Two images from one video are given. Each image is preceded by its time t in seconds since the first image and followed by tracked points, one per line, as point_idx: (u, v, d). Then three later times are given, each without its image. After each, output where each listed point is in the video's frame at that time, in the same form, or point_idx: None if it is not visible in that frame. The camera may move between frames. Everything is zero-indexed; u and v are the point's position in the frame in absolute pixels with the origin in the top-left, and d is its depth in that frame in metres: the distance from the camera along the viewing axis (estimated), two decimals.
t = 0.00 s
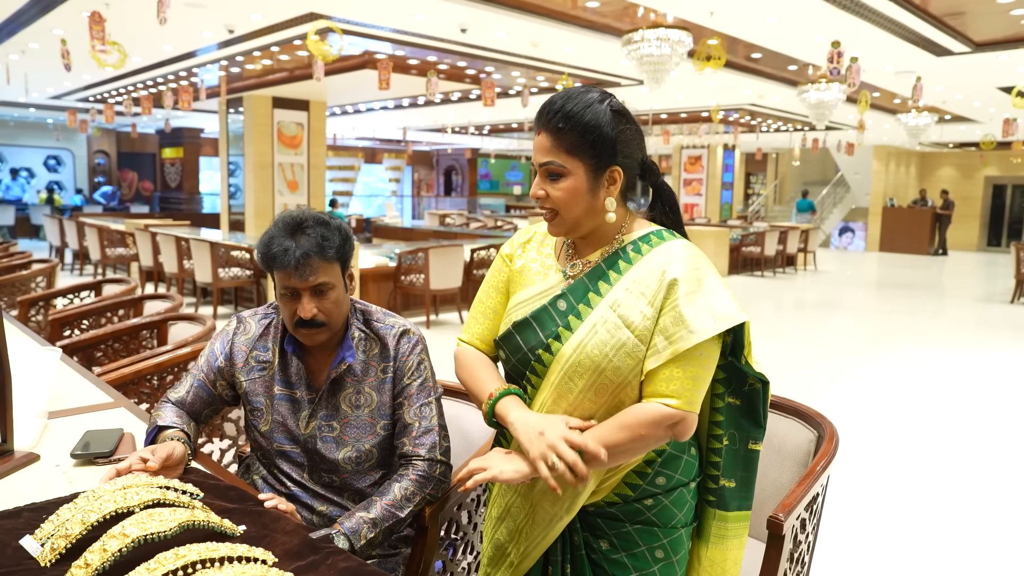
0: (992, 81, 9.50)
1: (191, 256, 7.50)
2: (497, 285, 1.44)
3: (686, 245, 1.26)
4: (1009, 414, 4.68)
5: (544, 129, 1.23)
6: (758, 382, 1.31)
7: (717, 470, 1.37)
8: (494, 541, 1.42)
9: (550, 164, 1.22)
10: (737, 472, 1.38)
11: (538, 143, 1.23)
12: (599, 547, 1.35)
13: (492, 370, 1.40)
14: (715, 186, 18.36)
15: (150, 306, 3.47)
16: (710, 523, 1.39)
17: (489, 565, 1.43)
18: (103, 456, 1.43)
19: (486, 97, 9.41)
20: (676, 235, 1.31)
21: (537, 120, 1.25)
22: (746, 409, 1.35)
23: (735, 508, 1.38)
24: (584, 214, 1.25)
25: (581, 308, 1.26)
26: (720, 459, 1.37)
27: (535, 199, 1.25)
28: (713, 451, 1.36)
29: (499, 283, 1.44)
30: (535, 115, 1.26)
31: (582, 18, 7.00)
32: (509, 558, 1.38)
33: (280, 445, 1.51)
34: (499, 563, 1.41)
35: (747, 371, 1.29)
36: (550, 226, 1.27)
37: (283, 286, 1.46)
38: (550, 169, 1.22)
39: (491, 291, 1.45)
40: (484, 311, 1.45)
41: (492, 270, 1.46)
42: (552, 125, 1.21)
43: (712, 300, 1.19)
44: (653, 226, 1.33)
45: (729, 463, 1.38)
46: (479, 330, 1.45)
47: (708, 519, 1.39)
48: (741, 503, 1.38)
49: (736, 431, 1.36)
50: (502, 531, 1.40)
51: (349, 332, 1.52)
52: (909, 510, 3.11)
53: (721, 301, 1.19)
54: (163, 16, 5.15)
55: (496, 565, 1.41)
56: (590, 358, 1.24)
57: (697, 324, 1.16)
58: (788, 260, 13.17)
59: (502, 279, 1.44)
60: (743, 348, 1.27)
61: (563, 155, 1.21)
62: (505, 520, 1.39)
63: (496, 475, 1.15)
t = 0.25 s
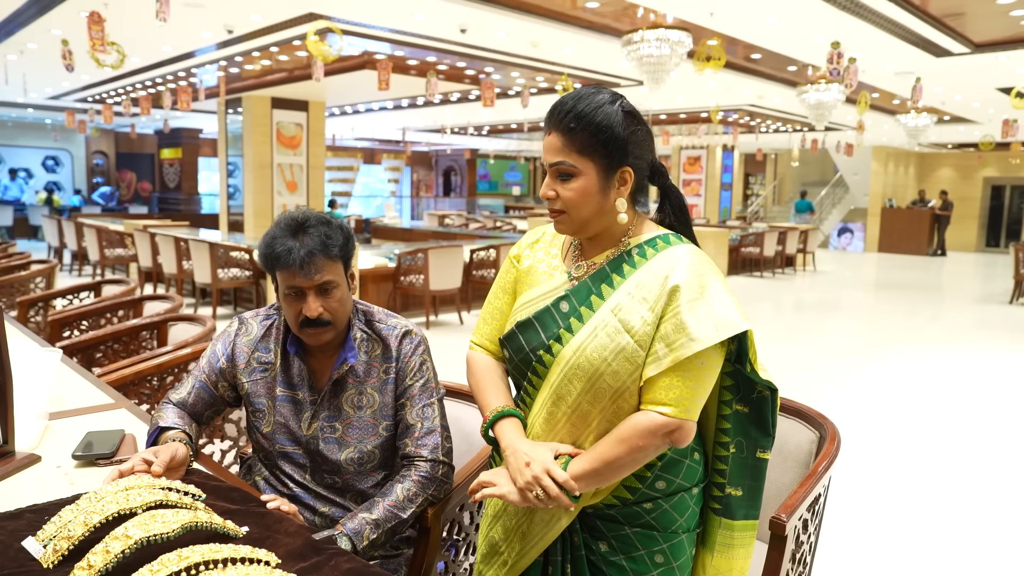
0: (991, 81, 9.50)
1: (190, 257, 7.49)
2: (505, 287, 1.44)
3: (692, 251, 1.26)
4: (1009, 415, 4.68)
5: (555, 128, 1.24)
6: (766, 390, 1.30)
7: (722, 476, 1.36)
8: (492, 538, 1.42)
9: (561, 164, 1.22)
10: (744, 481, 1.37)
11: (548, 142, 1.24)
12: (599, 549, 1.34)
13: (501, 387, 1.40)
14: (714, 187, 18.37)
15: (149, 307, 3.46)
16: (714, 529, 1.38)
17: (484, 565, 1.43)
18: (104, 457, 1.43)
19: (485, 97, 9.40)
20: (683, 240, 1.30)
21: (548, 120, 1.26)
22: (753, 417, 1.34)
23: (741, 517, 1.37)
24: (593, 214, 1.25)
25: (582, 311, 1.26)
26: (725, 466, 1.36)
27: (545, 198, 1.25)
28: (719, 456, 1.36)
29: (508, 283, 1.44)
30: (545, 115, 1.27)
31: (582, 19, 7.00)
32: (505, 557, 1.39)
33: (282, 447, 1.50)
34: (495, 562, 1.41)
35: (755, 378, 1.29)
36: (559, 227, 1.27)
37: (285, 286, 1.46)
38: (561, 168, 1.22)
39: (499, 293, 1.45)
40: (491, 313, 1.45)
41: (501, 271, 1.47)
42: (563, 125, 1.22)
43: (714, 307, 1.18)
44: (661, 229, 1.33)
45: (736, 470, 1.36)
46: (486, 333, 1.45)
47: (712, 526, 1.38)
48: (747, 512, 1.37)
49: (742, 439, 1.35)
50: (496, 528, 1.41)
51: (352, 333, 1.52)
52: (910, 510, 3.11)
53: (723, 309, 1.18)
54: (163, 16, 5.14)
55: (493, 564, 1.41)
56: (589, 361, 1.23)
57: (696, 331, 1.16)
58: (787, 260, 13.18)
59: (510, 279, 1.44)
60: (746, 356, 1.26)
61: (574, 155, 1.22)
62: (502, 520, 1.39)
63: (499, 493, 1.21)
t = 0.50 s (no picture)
0: (992, 79, 9.49)
1: (190, 256, 7.49)
2: (503, 289, 1.44)
3: (689, 248, 1.26)
4: (1009, 414, 4.68)
5: (548, 126, 1.24)
6: (766, 385, 1.30)
7: (721, 475, 1.36)
8: (493, 538, 1.42)
9: (555, 161, 1.23)
10: (743, 479, 1.37)
11: (542, 140, 1.24)
12: (599, 549, 1.34)
13: (503, 396, 1.41)
14: (713, 186, 18.37)
15: (150, 307, 3.47)
16: (713, 528, 1.38)
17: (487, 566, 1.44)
18: (105, 456, 1.43)
19: (485, 96, 9.40)
20: (680, 237, 1.30)
21: (541, 118, 1.26)
22: (752, 415, 1.34)
23: (740, 516, 1.37)
24: (587, 212, 1.25)
25: (580, 311, 1.26)
26: (723, 465, 1.37)
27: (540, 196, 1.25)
28: (718, 455, 1.36)
29: (505, 286, 1.44)
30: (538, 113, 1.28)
31: (581, 17, 6.99)
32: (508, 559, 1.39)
33: (283, 446, 1.50)
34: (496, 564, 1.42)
35: (754, 374, 1.28)
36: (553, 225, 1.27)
37: (285, 286, 1.46)
38: (555, 166, 1.23)
39: (497, 296, 1.45)
40: (491, 318, 1.46)
41: (498, 274, 1.47)
42: (558, 122, 1.22)
43: (712, 303, 1.18)
44: (657, 227, 1.33)
45: (734, 468, 1.37)
46: (486, 335, 1.45)
47: (711, 524, 1.38)
48: (747, 510, 1.37)
49: (741, 437, 1.35)
50: (498, 528, 1.41)
51: (353, 334, 1.52)
52: (911, 510, 3.10)
53: (721, 304, 1.18)
54: (162, 15, 5.14)
55: (494, 565, 1.42)
56: (589, 361, 1.23)
57: (695, 328, 1.16)
58: (787, 259, 13.19)
59: (508, 282, 1.44)
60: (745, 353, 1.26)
61: (568, 152, 1.22)
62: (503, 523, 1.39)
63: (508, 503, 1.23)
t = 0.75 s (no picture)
0: (993, 75, 9.47)
1: (191, 254, 7.49)
2: (490, 289, 1.43)
3: (678, 239, 1.28)
4: (1010, 411, 4.67)
5: (545, 120, 1.24)
6: (757, 373, 1.31)
7: (714, 466, 1.37)
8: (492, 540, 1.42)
9: (557, 155, 1.23)
10: (735, 468, 1.38)
11: (539, 134, 1.24)
12: (597, 547, 1.34)
13: (497, 398, 1.40)
14: (714, 183, 18.35)
15: (151, 304, 3.47)
16: (708, 519, 1.39)
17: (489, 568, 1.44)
18: (106, 453, 1.43)
19: (485, 94, 9.39)
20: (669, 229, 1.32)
21: (536, 112, 1.26)
22: (744, 404, 1.35)
23: (734, 505, 1.38)
24: (587, 207, 1.26)
25: (575, 305, 1.26)
26: (717, 455, 1.37)
27: (541, 192, 1.25)
28: (710, 447, 1.37)
29: (491, 286, 1.43)
30: (529, 110, 1.28)
31: (582, 14, 6.99)
32: (510, 560, 1.39)
33: (283, 443, 1.51)
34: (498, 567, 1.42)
35: (744, 363, 1.30)
36: (550, 222, 1.26)
37: (286, 283, 1.46)
38: (557, 160, 1.23)
39: (485, 295, 1.44)
40: (480, 319, 1.45)
41: (484, 275, 1.45)
42: (557, 116, 1.23)
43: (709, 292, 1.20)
44: (643, 220, 1.35)
45: (727, 458, 1.38)
46: (475, 338, 1.44)
47: (706, 515, 1.39)
48: (740, 501, 1.38)
49: (734, 427, 1.37)
50: (494, 531, 1.42)
51: (352, 330, 1.52)
52: (911, 507, 3.10)
53: (718, 292, 1.20)
54: (162, 13, 5.13)
55: (495, 566, 1.42)
56: (587, 354, 1.23)
57: (695, 317, 1.17)
58: (788, 256, 13.17)
59: (494, 281, 1.43)
60: (736, 343, 1.28)
61: (568, 145, 1.22)
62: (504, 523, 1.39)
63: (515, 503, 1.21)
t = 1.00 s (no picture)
0: (999, 72, 9.43)
1: (195, 252, 7.50)
2: (478, 286, 1.42)
3: (669, 232, 1.31)
4: (1015, 409, 4.66)
5: (550, 111, 1.25)
6: (743, 363, 1.33)
7: (704, 457, 1.39)
8: (485, 542, 1.41)
9: (563, 147, 1.24)
10: (724, 459, 1.40)
11: (544, 125, 1.25)
12: (594, 544, 1.34)
13: (487, 396, 1.38)
14: (718, 180, 18.32)
15: (154, 301, 3.49)
16: (699, 510, 1.40)
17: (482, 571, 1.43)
18: (110, 450, 1.44)
19: (488, 91, 9.39)
20: (657, 224, 1.35)
21: (540, 103, 1.26)
22: (729, 394, 1.37)
23: (724, 495, 1.40)
24: (590, 199, 1.28)
25: (571, 298, 1.27)
26: (707, 446, 1.39)
27: (545, 183, 1.25)
28: (699, 439, 1.39)
29: (478, 284, 1.42)
30: (532, 100, 1.28)
31: (585, 11, 6.98)
32: (505, 561, 1.38)
33: (285, 440, 1.51)
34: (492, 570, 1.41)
35: (731, 352, 1.32)
36: (553, 214, 1.27)
37: (290, 277, 1.46)
38: (563, 151, 1.24)
39: (471, 292, 1.42)
40: (466, 317, 1.43)
41: (469, 273, 1.44)
42: (564, 108, 1.24)
43: (705, 284, 1.23)
44: (631, 215, 1.37)
45: (717, 450, 1.39)
46: (461, 336, 1.42)
47: (696, 506, 1.40)
48: (729, 491, 1.40)
49: (721, 418, 1.38)
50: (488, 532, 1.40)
51: (354, 327, 1.53)
52: (914, 506, 3.09)
53: (713, 285, 1.23)
54: (166, 11, 5.14)
55: (490, 568, 1.41)
56: (586, 347, 1.23)
57: (693, 307, 1.19)
58: (792, 253, 13.15)
59: (482, 278, 1.42)
60: (723, 334, 1.31)
61: (574, 136, 1.24)
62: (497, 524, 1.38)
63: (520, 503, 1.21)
